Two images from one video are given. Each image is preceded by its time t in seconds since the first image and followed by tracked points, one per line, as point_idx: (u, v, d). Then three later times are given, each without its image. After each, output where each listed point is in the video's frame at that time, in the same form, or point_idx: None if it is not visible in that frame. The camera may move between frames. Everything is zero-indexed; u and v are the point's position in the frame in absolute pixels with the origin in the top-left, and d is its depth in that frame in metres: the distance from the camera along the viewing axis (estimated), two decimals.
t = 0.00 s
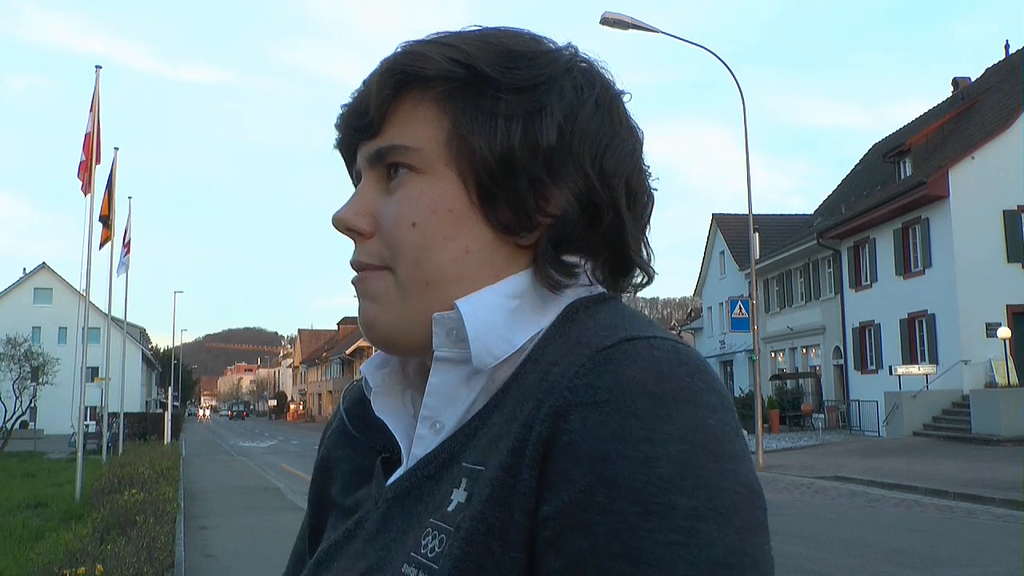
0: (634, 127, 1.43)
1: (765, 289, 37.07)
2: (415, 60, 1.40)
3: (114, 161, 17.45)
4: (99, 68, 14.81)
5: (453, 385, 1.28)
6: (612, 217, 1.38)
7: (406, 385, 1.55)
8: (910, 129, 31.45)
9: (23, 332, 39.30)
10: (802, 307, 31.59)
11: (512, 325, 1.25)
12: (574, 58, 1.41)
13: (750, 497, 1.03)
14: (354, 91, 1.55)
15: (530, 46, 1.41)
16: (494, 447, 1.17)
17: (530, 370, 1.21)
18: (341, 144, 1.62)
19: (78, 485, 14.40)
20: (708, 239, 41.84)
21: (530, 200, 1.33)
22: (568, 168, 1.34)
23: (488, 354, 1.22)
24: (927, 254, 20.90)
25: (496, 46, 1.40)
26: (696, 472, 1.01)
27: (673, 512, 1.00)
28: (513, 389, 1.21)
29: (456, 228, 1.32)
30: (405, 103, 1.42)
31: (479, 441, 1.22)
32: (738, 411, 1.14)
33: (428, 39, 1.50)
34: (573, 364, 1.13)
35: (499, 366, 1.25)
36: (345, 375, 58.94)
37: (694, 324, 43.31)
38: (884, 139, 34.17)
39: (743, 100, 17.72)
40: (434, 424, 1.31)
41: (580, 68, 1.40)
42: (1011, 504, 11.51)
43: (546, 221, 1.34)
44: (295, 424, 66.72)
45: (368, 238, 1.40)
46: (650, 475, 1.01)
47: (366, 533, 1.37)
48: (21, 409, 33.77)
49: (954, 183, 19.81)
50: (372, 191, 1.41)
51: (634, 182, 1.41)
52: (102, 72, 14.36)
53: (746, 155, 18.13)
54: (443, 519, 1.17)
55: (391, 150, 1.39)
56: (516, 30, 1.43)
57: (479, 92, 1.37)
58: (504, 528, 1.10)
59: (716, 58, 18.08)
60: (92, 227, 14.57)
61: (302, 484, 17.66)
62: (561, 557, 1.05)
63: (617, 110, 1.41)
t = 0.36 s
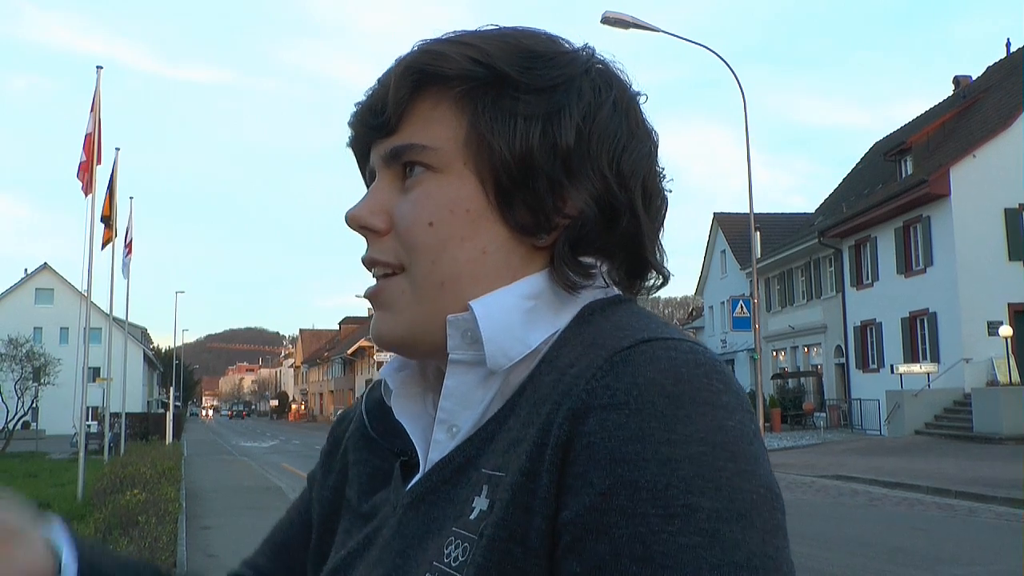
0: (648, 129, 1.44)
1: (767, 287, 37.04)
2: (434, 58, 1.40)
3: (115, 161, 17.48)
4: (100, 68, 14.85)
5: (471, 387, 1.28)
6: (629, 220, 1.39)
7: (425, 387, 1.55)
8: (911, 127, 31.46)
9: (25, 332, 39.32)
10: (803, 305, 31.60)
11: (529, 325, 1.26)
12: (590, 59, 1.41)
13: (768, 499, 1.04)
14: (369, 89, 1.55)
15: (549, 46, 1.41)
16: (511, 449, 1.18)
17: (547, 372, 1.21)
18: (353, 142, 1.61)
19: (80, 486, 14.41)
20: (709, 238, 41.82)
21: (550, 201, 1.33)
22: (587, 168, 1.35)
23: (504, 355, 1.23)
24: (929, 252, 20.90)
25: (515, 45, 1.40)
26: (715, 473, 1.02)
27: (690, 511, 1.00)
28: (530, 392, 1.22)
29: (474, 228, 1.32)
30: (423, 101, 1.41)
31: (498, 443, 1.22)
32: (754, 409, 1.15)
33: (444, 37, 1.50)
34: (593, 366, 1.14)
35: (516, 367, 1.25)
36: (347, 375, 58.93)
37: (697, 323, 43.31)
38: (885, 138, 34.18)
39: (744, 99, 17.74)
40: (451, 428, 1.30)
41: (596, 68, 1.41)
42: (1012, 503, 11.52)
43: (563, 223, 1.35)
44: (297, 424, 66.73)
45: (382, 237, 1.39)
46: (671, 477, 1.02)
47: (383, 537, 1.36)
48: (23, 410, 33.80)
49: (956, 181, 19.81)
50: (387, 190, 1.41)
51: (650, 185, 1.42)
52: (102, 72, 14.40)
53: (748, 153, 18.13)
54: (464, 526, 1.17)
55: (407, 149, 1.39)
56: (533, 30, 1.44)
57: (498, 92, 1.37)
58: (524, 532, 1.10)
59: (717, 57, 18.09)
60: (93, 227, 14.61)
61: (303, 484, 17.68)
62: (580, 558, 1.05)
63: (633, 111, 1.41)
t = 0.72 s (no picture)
0: (630, 123, 1.44)
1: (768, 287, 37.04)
2: (411, 59, 1.40)
3: (116, 162, 17.48)
4: (101, 68, 14.86)
5: (465, 397, 1.29)
6: (614, 218, 1.39)
7: (402, 406, 1.60)
8: (912, 127, 31.47)
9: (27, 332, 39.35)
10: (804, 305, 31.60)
11: (523, 335, 1.26)
12: (568, 55, 1.41)
13: (778, 504, 1.04)
14: (345, 89, 1.54)
15: (528, 43, 1.41)
16: (507, 453, 1.18)
17: (545, 378, 1.22)
18: (329, 144, 1.61)
19: (81, 485, 14.40)
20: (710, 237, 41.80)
21: (535, 204, 1.34)
22: (569, 167, 1.35)
23: (500, 367, 1.24)
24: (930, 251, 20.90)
25: (491, 44, 1.40)
26: (713, 477, 1.02)
27: (691, 517, 1.01)
28: (527, 397, 1.22)
29: (459, 232, 1.32)
30: (402, 103, 1.41)
31: (489, 446, 1.22)
32: (755, 409, 1.15)
33: (416, 34, 1.50)
34: (597, 370, 1.14)
35: (512, 376, 1.25)
36: (348, 375, 58.91)
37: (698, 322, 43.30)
38: (886, 137, 34.17)
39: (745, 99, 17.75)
40: (444, 435, 1.31)
41: (575, 64, 1.41)
42: (1014, 502, 11.53)
43: (549, 224, 1.35)
44: (298, 423, 66.77)
45: (364, 243, 1.39)
46: (687, 484, 1.02)
47: (372, 542, 1.36)
48: (24, 409, 33.78)
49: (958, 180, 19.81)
50: (366, 196, 1.41)
51: (632, 181, 1.43)
52: (103, 71, 14.41)
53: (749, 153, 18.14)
54: (455, 530, 1.18)
55: (387, 154, 1.40)
56: (512, 27, 1.44)
57: (478, 92, 1.37)
58: (524, 542, 1.10)
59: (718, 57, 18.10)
60: (94, 227, 14.60)
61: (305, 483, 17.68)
62: (585, 562, 1.06)
63: (612, 106, 1.42)
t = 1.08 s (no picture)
0: (631, 144, 1.47)
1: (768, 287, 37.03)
2: (427, 70, 1.41)
3: (117, 162, 17.49)
4: (102, 68, 14.86)
5: (458, 402, 1.31)
6: (613, 235, 1.41)
7: (395, 410, 1.62)
8: (913, 127, 31.48)
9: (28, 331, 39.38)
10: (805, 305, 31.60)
11: (515, 343, 1.28)
12: (579, 75, 1.43)
13: (762, 508, 1.05)
14: (358, 91, 1.54)
15: (536, 60, 1.42)
16: (492, 457, 1.19)
17: (529, 384, 1.23)
18: (337, 144, 1.61)
19: (81, 485, 14.41)
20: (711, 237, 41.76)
21: (540, 218, 1.35)
22: (574, 185, 1.37)
23: (491, 373, 1.25)
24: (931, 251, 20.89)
25: (505, 60, 1.41)
26: (694, 482, 1.03)
27: (675, 520, 1.01)
28: (516, 404, 1.23)
29: (467, 243, 1.33)
30: (414, 112, 1.41)
31: (475, 450, 1.23)
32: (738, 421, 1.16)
33: (432, 42, 1.50)
34: (581, 379, 1.15)
35: (502, 382, 1.26)
36: (349, 375, 58.92)
37: (698, 322, 43.29)
38: (887, 137, 34.18)
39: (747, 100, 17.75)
40: (432, 440, 1.34)
41: (583, 86, 1.43)
42: (1014, 503, 11.52)
43: (552, 238, 1.36)
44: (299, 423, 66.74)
45: (370, 247, 1.40)
46: (672, 489, 1.02)
47: (361, 544, 1.38)
48: (25, 409, 33.80)
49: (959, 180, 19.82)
50: (373, 200, 1.42)
51: (629, 201, 1.45)
52: (104, 71, 14.42)
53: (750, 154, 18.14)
54: (443, 531, 1.19)
55: (397, 161, 1.40)
56: (522, 42, 1.45)
57: (492, 106, 1.38)
58: (509, 543, 1.11)
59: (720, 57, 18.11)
60: (94, 227, 14.59)
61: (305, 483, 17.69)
62: (573, 566, 1.07)
63: (618, 128, 1.44)
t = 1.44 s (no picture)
0: (610, 161, 1.49)
1: (768, 288, 37.07)
2: (415, 90, 1.41)
3: (117, 163, 17.50)
4: (102, 69, 14.88)
5: (444, 408, 1.33)
6: (594, 249, 1.44)
7: (395, 410, 1.63)
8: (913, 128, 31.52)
9: (28, 331, 39.39)
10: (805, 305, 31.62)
11: (499, 350, 1.30)
12: (559, 96, 1.44)
13: (729, 503, 1.08)
14: (343, 106, 1.54)
15: (519, 80, 1.44)
16: (473, 461, 1.22)
17: (511, 388, 1.25)
18: (320, 157, 1.61)
19: (81, 485, 14.41)
20: (711, 238, 41.74)
21: (524, 234, 1.36)
22: (557, 203, 1.38)
23: (479, 378, 1.27)
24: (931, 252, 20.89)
25: (488, 79, 1.42)
26: (658, 480, 1.05)
27: (637, 515, 1.03)
28: (496, 409, 1.25)
29: (453, 256, 1.34)
30: (400, 131, 1.42)
31: (462, 450, 1.26)
32: (711, 421, 1.19)
33: (416, 60, 1.51)
34: (551, 385, 1.18)
35: (485, 388, 1.29)
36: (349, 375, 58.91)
37: (699, 322, 43.29)
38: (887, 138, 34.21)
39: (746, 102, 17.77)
40: (422, 443, 1.36)
41: (566, 105, 1.44)
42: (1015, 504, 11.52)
43: (534, 255, 1.38)
44: (299, 423, 66.69)
45: (355, 262, 1.41)
46: (635, 485, 1.05)
47: (353, 544, 1.39)
48: (25, 408, 33.79)
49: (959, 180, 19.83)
50: (358, 217, 1.42)
51: (609, 216, 1.47)
52: (105, 72, 14.43)
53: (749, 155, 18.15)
54: (431, 532, 1.22)
55: (383, 179, 1.40)
56: (505, 62, 1.46)
57: (479, 126, 1.39)
58: (491, 541, 1.13)
59: (720, 57, 18.12)
60: (94, 226, 14.59)
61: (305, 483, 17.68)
62: (545, 567, 1.08)
63: (597, 146, 1.46)
